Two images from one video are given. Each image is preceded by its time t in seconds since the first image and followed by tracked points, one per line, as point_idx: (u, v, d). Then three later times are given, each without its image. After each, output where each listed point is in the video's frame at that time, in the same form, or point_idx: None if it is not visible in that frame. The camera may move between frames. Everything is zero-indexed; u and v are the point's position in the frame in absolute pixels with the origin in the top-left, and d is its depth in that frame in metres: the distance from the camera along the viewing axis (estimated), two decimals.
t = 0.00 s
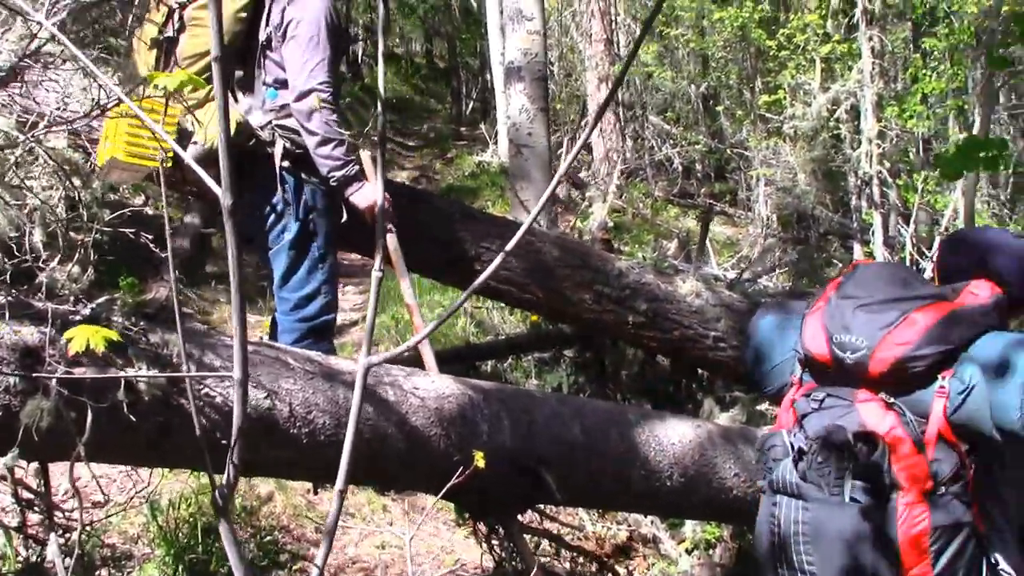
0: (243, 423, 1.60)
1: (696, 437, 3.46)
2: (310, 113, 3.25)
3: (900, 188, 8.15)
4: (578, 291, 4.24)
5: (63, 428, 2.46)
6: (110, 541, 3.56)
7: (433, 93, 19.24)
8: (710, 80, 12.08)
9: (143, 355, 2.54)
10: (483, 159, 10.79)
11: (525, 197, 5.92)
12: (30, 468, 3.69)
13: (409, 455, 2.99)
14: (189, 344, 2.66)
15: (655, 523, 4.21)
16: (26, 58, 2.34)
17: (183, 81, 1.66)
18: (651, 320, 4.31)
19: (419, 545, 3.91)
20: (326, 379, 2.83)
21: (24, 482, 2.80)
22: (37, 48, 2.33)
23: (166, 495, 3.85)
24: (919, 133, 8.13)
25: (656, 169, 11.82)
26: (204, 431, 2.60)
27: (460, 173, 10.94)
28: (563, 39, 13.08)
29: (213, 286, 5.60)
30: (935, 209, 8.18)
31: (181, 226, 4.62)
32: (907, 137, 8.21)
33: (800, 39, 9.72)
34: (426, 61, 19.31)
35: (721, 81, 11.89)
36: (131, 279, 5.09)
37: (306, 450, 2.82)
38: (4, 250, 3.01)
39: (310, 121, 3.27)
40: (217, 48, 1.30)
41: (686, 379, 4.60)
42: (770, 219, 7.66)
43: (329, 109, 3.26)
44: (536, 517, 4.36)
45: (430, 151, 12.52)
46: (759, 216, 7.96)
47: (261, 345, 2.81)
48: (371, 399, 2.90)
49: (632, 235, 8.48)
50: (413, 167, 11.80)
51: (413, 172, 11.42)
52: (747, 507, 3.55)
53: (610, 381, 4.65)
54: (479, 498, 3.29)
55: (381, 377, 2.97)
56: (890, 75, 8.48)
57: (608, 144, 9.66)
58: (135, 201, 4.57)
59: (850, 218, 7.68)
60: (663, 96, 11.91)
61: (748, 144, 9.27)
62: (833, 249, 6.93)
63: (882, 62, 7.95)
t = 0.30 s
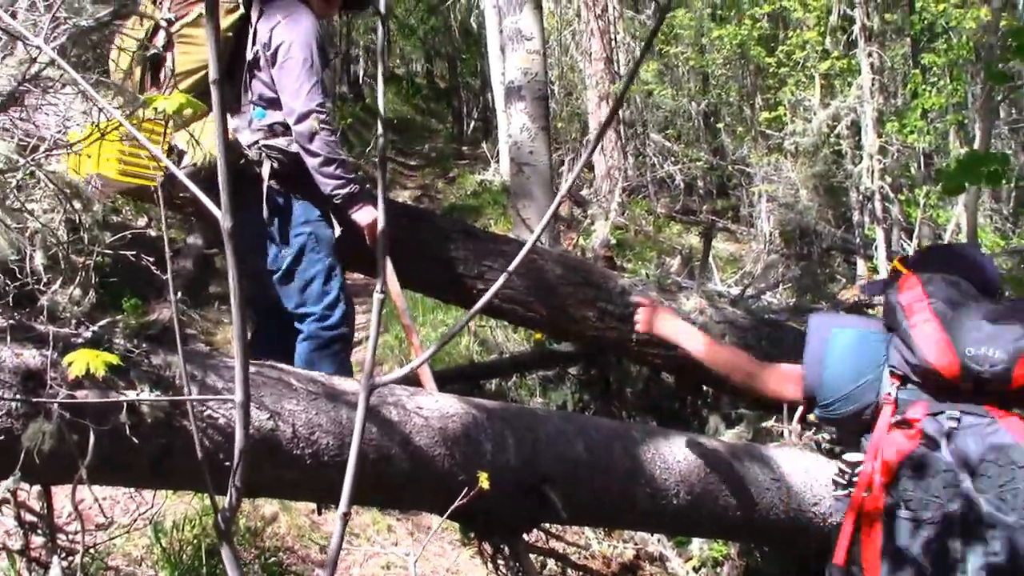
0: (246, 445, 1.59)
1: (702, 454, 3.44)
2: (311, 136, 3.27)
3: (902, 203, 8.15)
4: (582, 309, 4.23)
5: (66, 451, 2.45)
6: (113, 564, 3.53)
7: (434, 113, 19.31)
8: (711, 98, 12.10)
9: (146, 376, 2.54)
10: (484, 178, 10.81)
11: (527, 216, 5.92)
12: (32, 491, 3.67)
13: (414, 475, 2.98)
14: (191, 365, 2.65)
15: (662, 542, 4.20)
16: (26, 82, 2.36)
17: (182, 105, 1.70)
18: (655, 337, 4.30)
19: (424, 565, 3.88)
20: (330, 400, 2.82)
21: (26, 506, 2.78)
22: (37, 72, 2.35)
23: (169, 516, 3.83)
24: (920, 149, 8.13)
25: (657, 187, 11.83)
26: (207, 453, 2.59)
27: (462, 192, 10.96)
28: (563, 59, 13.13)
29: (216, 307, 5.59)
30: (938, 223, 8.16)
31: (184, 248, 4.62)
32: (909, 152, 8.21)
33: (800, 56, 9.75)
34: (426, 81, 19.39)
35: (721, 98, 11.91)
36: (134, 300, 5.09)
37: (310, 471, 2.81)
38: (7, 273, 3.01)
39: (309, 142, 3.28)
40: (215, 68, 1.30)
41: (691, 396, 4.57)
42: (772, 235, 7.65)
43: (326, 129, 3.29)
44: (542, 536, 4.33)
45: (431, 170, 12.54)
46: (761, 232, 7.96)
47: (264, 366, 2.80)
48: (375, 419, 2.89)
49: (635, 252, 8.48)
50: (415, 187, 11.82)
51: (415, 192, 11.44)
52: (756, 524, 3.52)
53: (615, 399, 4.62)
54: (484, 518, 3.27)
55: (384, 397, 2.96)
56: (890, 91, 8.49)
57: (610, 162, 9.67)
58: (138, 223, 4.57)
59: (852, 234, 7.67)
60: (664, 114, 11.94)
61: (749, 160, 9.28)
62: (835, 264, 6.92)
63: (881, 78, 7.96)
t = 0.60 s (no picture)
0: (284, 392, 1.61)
1: (746, 410, 3.39)
2: (354, 87, 3.24)
3: (951, 159, 7.91)
4: (623, 265, 4.18)
5: (110, 403, 2.47)
6: (159, 514, 3.59)
7: (473, 71, 19.15)
8: (753, 53, 11.75)
9: (188, 330, 2.55)
10: (523, 136, 10.71)
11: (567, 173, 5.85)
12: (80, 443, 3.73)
13: (454, 430, 2.97)
14: (233, 320, 2.66)
15: (703, 497, 4.25)
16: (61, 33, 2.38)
17: (217, 48, 1.66)
18: (697, 294, 4.24)
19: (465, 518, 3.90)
20: (371, 354, 2.81)
21: (73, 456, 2.82)
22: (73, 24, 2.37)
23: (214, 468, 3.87)
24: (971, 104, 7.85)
25: (699, 144, 11.63)
26: (249, 406, 2.60)
27: (502, 150, 10.86)
28: (603, 15, 12.91)
29: (257, 263, 5.62)
30: (988, 181, 7.92)
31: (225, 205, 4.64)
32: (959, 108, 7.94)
33: (847, 9, 9.47)
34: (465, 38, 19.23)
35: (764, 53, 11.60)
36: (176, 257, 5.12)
37: (351, 425, 2.81)
38: (50, 227, 3.03)
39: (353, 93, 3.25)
40: (250, 12, 1.29)
41: (733, 353, 4.52)
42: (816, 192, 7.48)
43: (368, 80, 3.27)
44: (582, 491, 4.33)
45: (471, 128, 12.45)
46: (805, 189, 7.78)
47: (304, 320, 2.79)
48: (416, 374, 2.88)
49: (676, 209, 8.38)
50: (454, 144, 11.75)
51: (454, 149, 11.36)
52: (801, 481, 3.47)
53: (657, 355, 4.55)
54: (525, 473, 3.26)
55: (425, 352, 2.95)
56: (940, 44, 8.22)
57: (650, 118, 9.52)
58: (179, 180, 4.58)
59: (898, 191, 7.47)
60: (707, 70, 11.69)
61: (793, 115, 9.07)
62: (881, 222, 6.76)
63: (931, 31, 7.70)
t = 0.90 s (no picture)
0: (328, 315, 1.66)
1: (795, 344, 3.34)
2: (391, 17, 3.16)
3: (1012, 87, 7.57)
4: (669, 197, 4.10)
5: (157, 335, 2.48)
6: (210, 445, 3.64)
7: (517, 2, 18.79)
8: None
9: (232, 262, 2.53)
10: (568, 67, 10.50)
11: (612, 104, 5.72)
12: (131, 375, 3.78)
13: (500, 363, 2.95)
14: (277, 252, 2.64)
15: (750, 431, 4.10)
16: None
17: None
18: (745, 226, 4.14)
19: (510, 451, 3.90)
20: (415, 286, 2.78)
21: (124, 388, 2.85)
22: None
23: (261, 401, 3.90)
24: None
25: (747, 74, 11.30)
26: (294, 339, 2.59)
27: (546, 82, 10.67)
28: None
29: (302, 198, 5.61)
30: None
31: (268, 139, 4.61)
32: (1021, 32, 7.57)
33: None
34: None
35: None
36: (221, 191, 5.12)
37: (397, 358, 2.80)
38: (95, 161, 3.02)
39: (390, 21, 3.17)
40: None
41: (782, 286, 4.43)
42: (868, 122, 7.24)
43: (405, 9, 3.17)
44: (628, 424, 4.29)
45: (514, 60, 12.23)
46: (857, 119, 7.53)
47: (349, 252, 2.77)
48: (460, 306, 2.85)
49: (724, 141, 8.19)
50: (498, 77, 11.57)
51: (498, 82, 11.18)
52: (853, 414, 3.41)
53: (704, 288, 4.48)
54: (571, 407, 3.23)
55: (470, 285, 2.92)
56: None
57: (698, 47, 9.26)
58: (223, 113, 4.56)
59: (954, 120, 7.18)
60: None
61: (845, 41, 8.77)
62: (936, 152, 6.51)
63: None
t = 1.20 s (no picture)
0: (346, 311, 1.67)
1: (817, 338, 3.32)
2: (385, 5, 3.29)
3: None
4: (690, 190, 4.07)
5: (179, 330, 2.49)
6: (232, 440, 3.66)
7: None
8: None
9: (253, 258, 2.55)
10: (588, 61, 10.46)
11: (632, 97, 5.69)
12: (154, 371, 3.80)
13: (521, 358, 2.94)
14: (298, 248, 2.65)
15: (772, 426, 4.10)
16: None
17: None
18: (767, 219, 4.10)
19: (531, 446, 3.90)
20: (436, 281, 2.80)
21: (147, 384, 2.86)
22: None
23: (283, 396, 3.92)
24: None
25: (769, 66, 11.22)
26: (316, 335, 2.60)
27: (567, 75, 10.64)
28: None
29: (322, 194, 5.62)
30: None
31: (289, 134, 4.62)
32: None
33: None
34: None
35: None
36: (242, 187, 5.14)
37: (417, 354, 2.80)
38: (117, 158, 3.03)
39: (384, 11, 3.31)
40: None
41: (804, 280, 4.39)
42: (891, 113, 7.16)
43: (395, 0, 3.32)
44: (648, 420, 4.26)
45: (534, 53, 12.18)
46: (880, 111, 7.46)
47: (370, 248, 2.79)
48: (480, 301, 2.85)
49: (745, 134, 8.13)
50: (518, 70, 11.52)
51: (519, 76, 11.12)
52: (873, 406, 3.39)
53: (725, 282, 4.46)
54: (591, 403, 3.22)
55: (490, 280, 2.92)
56: None
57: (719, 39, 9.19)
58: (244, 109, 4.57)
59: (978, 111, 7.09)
60: None
61: (868, 32, 8.67)
62: (960, 143, 6.44)
63: None
